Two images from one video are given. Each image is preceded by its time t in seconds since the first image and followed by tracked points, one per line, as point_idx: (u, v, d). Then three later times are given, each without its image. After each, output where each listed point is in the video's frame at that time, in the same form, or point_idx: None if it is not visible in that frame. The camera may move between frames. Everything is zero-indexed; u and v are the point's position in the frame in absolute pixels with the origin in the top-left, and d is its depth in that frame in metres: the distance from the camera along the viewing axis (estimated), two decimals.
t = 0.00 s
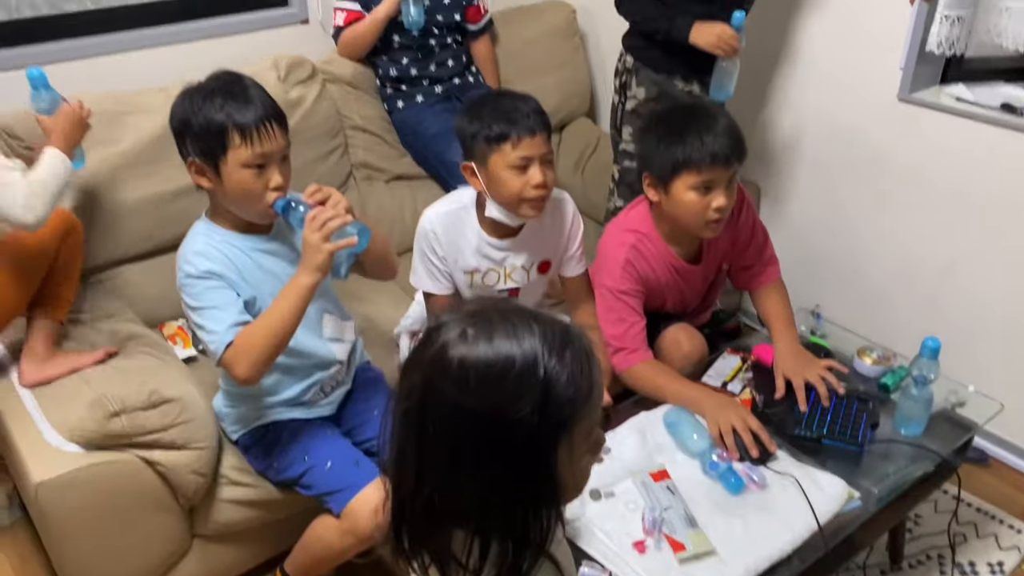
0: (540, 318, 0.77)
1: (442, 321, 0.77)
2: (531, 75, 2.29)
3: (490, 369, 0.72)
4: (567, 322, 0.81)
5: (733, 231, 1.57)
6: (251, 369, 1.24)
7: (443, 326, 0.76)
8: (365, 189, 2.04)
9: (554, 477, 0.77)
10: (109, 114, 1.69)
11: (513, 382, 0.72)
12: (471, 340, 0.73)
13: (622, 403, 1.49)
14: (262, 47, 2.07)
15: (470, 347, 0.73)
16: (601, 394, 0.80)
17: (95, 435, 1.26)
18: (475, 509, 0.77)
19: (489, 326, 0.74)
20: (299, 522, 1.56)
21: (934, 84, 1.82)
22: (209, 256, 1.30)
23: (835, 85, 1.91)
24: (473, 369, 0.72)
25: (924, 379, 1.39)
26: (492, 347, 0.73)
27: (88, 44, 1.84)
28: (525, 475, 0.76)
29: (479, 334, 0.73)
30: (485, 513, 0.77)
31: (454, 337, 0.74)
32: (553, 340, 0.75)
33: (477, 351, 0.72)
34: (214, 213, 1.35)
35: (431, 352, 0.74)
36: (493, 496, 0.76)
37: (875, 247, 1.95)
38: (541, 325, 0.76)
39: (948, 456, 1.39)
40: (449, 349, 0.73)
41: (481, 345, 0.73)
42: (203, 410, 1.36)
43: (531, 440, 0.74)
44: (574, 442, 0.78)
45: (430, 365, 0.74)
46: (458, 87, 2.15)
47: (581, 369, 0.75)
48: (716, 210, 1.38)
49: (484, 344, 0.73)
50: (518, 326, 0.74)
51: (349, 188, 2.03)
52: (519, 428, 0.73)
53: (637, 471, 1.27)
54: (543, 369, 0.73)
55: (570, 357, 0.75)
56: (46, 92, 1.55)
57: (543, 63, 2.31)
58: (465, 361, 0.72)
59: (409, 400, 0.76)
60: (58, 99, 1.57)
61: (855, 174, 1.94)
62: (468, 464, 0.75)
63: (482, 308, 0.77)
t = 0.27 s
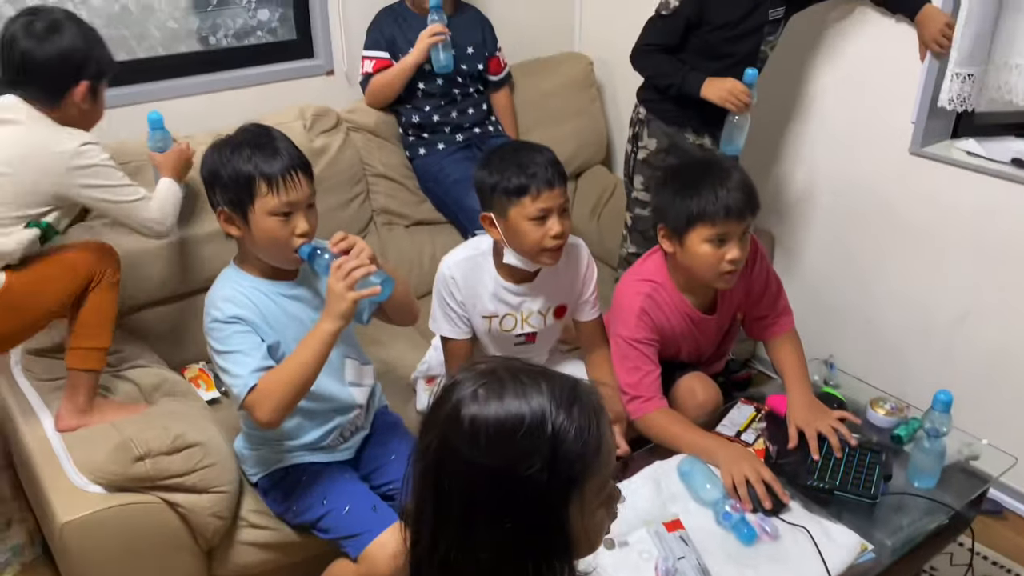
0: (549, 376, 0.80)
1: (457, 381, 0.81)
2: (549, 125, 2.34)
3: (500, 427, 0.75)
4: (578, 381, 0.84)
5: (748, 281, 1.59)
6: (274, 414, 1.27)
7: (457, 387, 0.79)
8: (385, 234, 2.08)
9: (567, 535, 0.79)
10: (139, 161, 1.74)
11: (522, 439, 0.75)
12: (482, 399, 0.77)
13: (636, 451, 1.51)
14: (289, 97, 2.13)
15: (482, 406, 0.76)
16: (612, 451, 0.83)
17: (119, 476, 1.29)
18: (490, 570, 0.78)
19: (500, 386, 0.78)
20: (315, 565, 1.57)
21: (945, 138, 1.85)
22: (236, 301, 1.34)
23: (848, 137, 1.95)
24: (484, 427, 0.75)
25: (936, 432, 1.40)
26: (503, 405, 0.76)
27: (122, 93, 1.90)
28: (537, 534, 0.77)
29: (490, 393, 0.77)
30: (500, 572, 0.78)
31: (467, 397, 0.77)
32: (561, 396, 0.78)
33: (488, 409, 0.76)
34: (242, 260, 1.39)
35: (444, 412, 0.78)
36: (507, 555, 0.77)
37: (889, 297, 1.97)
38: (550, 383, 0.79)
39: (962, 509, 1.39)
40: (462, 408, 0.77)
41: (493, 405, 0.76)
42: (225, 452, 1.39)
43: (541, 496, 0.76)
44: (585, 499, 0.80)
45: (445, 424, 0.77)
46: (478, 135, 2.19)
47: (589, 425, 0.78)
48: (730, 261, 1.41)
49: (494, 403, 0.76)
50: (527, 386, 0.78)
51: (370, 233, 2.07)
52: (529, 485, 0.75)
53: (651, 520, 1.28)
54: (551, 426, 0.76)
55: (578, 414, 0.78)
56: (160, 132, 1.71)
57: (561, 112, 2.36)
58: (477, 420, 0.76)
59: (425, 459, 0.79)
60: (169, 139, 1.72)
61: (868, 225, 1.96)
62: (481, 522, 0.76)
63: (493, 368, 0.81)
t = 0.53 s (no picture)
0: (551, 404, 0.82)
1: (463, 408, 0.83)
2: (554, 146, 2.37)
3: (499, 452, 0.77)
4: (580, 409, 0.86)
5: (749, 304, 1.62)
6: (276, 441, 1.29)
7: (462, 412, 0.82)
8: (392, 255, 2.11)
9: (565, 561, 0.80)
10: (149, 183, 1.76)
11: (520, 464, 0.77)
12: (483, 425, 0.79)
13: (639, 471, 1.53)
14: (297, 119, 2.17)
15: (482, 432, 0.79)
16: (613, 479, 0.84)
17: (129, 496, 1.31)
18: None
19: (501, 413, 0.80)
20: None
21: (945, 160, 1.88)
22: (245, 324, 1.36)
23: (849, 159, 1.97)
24: (484, 453, 0.78)
25: (935, 453, 1.40)
26: (502, 432, 0.78)
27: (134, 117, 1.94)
28: (536, 558, 0.79)
29: (491, 419, 0.79)
30: None
31: (470, 422, 0.80)
32: (559, 423, 0.80)
33: (487, 435, 0.78)
34: (252, 283, 1.42)
35: (448, 437, 0.80)
36: None
37: (890, 317, 1.99)
38: (550, 410, 0.81)
39: (962, 529, 1.41)
40: (463, 433, 0.79)
41: (493, 431, 0.79)
42: (232, 472, 1.41)
43: (538, 520, 0.78)
44: (583, 525, 0.81)
45: (447, 449, 0.80)
46: (484, 157, 2.22)
47: (586, 451, 0.80)
48: (731, 285, 1.43)
49: (494, 430, 0.79)
50: (527, 413, 0.80)
51: (376, 253, 2.10)
52: (526, 509, 0.77)
53: (654, 540, 1.30)
54: (548, 452, 0.78)
55: (576, 440, 0.80)
56: (192, 114, 1.66)
57: (566, 134, 2.39)
58: (477, 445, 0.78)
59: (430, 482, 0.81)
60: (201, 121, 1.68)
61: (869, 246, 1.99)
62: (479, 544, 0.78)
63: (499, 395, 0.83)
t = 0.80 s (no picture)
0: (546, 431, 0.85)
1: (461, 429, 0.86)
2: (545, 167, 2.41)
3: (491, 474, 0.80)
4: (574, 436, 0.89)
5: (735, 325, 1.65)
6: (258, 469, 1.32)
7: (462, 432, 0.85)
8: (385, 274, 2.13)
9: None
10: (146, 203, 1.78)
11: (510, 486, 0.80)
12: (480, 446, 0.82)
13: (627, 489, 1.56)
14: (293, 140, 2.20)
15: (478, 453, 0.82)
16: (598, 506, 0.86)
17: (127, 514, 1.32)
18: None
19: (497, 436, 0.83)
20: None
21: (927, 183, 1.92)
22: (241, 347, 1.39)
23: (834, 182, 2.02)
24: (477, 473, 0.81)
25: (917, 472, 1.45)
26: (496, 455, 0.81)
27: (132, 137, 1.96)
28: None
29: (487, 442, 0.82)
30: None
31: (467, 442, 0.83)
32: (551, 450, 0.82)
33: (483, 456, 0.81)
34: (251, 304, 1.45)
35: (445, 454, 0.84)
36: None
37: (874, 336, 2.02)
38: (543, 437, 0.84)
39: (944, 546, 1.44)
40: (460, 452, 0.82)
41: (488, 454, 0.81)
42: (225, 491, 1.41)
43: (524, 542, 0.81)
44: (566, 549, 0.83)
45: (444, 467, 0.83)
46: (477, 178, 2.26)
47: (575, 480, 0.82)
48: (715, 307, 1.47)
49: (489, 452, 0.81)
50: (522, 439, 0.83)
51: (370, 272, 2.12)
52: (513, 530, 0.80)
53: (641, 558, 1.34)
54: (538, 478, 0.80)
55: (565, 468, 0.82)
56: (167, 128, 1.69)
57: (558, 155, 2.43)
58: (471, 465, 0.81)
59: (427, 498, 0.84)
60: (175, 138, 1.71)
61: (854, 267, 2.02)
62: (464, 561, 0.81)
63: (499, 417, 0.86)
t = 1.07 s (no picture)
0: (531, 439, 0.86)
1: (449, 438, 0.87)
2: (529, 172, 2.43)
3: (480, 482, 0.81)
4: (558, 444, 0.90)
5: (715, 331, 1.67)
6: (235, 475, 1.35)
7: (449, 441, 0.86)
8: (369, 278, 2.14)
9: None
10: (129, 206, 1.78)
11: (498, 494, 0.81)
12: (468, 455, 0.83)
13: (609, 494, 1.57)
14: (278, 143, 2.21)
15: (467, 461, 0.82)
16: (583, 513, 0.88)
17: (108, 518, 1.33)
18: None
19: (485, 445, 0.84)
20: None
21: (905, 193, 1.95)
22: (225, 352, 1.39)
23: (815, 190, 2.04)
24: (466, 480, 0.81)
25: (893, 479, 1.47)
26: (485, 463, 0.82)
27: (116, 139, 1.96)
28: None
29: (475, 450, 0.83)
30: None
31: (454, 451, 0.84)
32: (537, 459, 0.84)
33: (472, 464, 0.82)
34: (238, 308, 1.46)
35: (433, 462, 0.84)
36: None
37: (853, 343, 2.05)
38: (531, 446, 0.85)
39: (919, 550, 1.47)
40: (448, 460, 0.83)
41: (476, 462, 0.83)
42: (209, 497, 1.41)
43: (510, 548, 0.82)
44: (552, 555, 0.85)
45: (432, 475, 0.84)
46: (461, 183, 2.27)
47: (562, 486, 0.83)
48: (695, 313, 1.49)
49: (478, 460, 0.82)
50: (510, 447, 0.84)
51: (354, 276, 2.12)
52: (500, 537, 0.81)
53: (622, 563, 1.35)
54: (525, 485, 0.82)
55: (551, 475, 0.83)
56: (145, 82, 1.65)
57: (542, 161, 2.45)
58: (459, 474, 0.82)
59: (415, 506, 0.85)
60: (154, 92, 1.66)
61: (833, 275, 2.05)
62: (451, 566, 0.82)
63: (485, 427, 0.87)
